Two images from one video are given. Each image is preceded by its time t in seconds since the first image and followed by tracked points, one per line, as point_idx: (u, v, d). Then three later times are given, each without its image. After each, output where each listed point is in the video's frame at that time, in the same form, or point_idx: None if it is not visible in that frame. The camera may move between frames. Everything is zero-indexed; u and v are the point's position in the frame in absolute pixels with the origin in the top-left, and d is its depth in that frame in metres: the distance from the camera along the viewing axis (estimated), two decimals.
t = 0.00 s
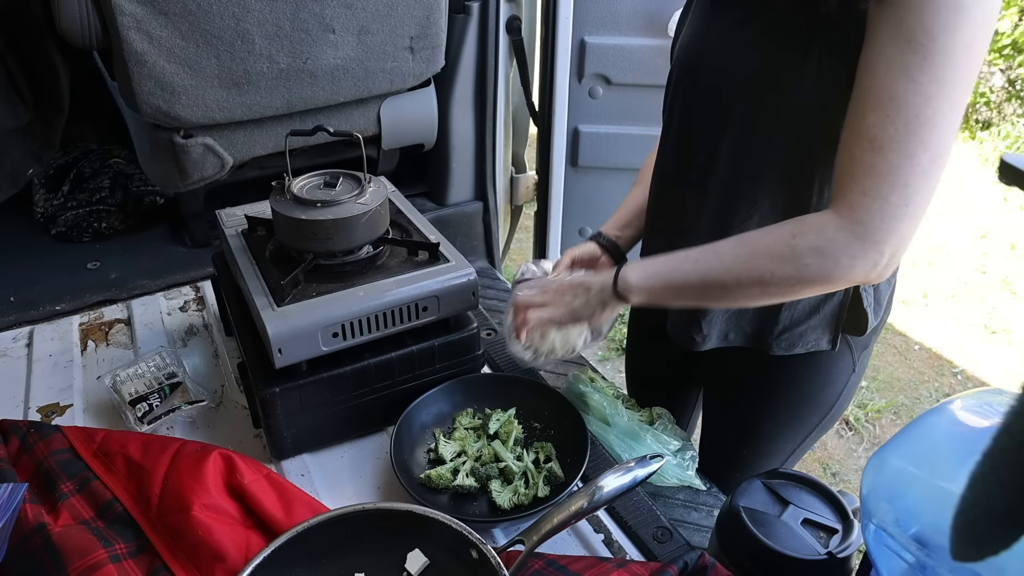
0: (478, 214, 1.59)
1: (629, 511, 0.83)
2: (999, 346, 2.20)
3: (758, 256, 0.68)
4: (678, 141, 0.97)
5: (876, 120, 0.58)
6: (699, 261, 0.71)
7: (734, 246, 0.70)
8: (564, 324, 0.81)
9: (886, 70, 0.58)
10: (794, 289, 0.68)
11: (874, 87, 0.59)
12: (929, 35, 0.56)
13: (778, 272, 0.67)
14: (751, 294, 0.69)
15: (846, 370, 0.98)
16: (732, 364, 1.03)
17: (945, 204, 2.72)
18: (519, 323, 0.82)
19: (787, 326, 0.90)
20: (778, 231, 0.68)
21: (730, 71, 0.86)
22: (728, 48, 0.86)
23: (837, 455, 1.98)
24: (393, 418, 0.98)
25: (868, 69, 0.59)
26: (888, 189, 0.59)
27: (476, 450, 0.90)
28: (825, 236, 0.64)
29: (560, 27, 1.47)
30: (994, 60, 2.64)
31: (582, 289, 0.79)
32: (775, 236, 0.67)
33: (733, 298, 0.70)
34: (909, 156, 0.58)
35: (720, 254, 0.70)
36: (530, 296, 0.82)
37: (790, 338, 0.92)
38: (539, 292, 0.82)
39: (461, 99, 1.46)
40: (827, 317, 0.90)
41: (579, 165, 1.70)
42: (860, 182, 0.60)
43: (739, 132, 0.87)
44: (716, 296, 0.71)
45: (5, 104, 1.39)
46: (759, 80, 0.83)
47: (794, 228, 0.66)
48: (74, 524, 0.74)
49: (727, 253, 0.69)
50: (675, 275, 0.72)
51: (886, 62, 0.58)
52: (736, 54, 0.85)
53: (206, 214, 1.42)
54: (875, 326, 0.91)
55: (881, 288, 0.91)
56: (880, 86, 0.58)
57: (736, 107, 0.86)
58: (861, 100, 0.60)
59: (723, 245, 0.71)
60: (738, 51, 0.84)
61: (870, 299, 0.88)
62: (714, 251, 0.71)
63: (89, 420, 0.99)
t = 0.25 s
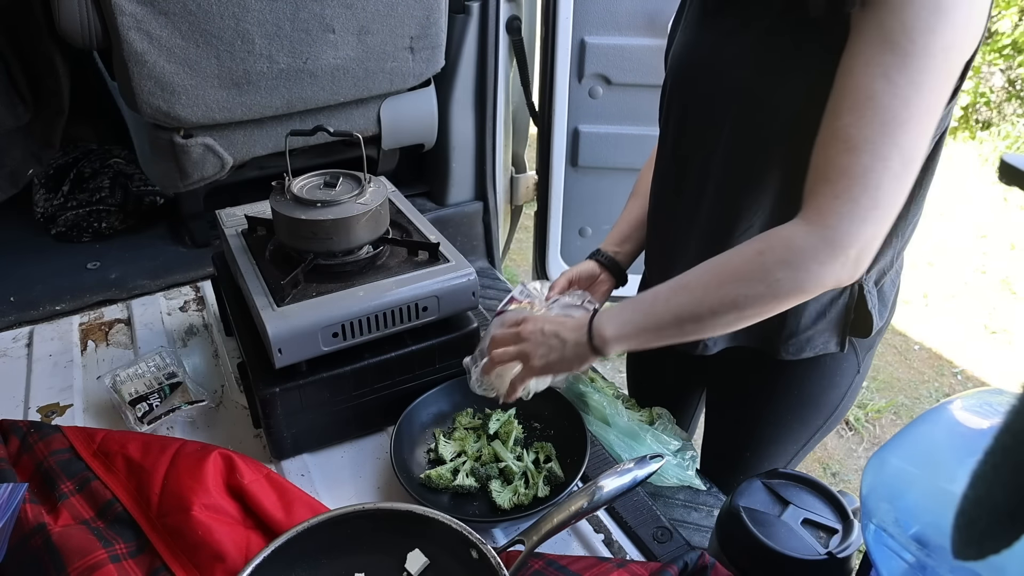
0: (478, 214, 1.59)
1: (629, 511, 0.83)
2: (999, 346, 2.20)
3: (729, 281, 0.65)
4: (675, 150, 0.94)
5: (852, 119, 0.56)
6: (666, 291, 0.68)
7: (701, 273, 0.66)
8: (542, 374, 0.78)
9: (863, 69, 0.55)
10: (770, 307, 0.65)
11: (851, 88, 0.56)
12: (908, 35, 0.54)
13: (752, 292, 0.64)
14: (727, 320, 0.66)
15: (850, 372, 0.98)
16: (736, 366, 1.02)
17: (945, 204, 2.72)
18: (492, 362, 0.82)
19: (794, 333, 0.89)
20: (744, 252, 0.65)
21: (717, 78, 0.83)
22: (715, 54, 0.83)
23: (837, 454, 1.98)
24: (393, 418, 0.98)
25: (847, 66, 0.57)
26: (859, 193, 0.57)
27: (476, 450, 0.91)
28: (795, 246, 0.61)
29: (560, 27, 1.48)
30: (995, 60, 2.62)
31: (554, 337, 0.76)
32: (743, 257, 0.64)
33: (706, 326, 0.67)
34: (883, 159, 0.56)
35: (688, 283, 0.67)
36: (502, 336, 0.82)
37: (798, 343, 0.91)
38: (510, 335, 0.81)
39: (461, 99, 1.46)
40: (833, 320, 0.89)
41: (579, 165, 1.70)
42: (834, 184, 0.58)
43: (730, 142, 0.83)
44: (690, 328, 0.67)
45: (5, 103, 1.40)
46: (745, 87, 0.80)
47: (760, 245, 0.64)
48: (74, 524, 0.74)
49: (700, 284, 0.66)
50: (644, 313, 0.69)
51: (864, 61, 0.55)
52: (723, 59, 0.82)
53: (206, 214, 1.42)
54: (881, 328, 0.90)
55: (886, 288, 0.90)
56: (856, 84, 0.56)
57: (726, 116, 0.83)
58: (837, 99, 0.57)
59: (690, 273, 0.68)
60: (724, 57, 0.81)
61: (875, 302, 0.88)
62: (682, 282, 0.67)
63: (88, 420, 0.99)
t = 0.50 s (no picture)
0: (478, 214, 1.59)
1: (629, 511, 0.83)
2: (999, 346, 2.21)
3: (713, 303, 0.63)
4: (668, 158, 0.94)
5: (830, 132, 0.55)
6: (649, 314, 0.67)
7: (683, 295, 0.65)
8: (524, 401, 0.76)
9: (839, 82, 0.55)
10: (754, 327, 0.64)
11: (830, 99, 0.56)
12: (884, 47, 0.53)
13: (735, 313, 0.63)
14: (715, 341, 0.65)
15: (854, 376, 0.99)
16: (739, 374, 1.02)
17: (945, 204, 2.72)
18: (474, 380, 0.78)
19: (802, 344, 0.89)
20: (725, 271, 0.63)
21: (708, 86, 0.83)
22: (705, 63, 0.82)
23: (837, 454, 1.98)
24: (393, 418, 0.98)
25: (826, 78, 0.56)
26: (838, 206, 0.57)
27: (476, 449, 0.91)
28: (775, 262, 0.60)
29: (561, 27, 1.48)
30: (994, 60, 2.65)
31: (540, 365, 0.74)
32: (723, 278, 0.63)
33: (691, 348, 0.66)
34: (862, 170, 0.55)
35: (672, 304, 0.66)
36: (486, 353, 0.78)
37: (807, 353, 0.91)
38: (494, 354, 0.78)
39: (461, 99, 1.46)
40: (838, 325, 0.89)
41: (579, 165, 1.69)
42: (812, 201, 0.57)
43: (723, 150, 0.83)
44: (675, 352, 0.66)
45: (5, 103, 1.40)
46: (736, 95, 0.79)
47: (741, 264, 0.62)
48: (74, 524, 0.74)
49: (683, 308, 0.65)
50: (629, 338, 0.68)
51: (841, 75, 0.55)
52: (713, 67, 0.82)
53: (206, 214, 1.42)
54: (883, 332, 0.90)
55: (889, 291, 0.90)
56: (833, 97, 0.55)
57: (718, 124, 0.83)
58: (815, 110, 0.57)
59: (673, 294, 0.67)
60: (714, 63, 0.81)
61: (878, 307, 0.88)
62: (665, 306, 0.66)
63: (89, 420, 0.99)
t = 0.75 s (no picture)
0: (478, 214, 1.59)
1: (629, 511, 0.83)
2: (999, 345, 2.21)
3: (690, 332, 0.63)
4: (663, 165, 0.94)
5: (806, 147, 0.55)
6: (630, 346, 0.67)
7: (660, 324, 0.65)
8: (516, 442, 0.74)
9: (817, 97, 0.55)
10: (733, 352, 0.64)
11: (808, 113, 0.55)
12: (860, 61, 0.53)
13: (713, 338, 0.63)
14: (696, 368, 0.65)
15: (855, 380, 0.98)
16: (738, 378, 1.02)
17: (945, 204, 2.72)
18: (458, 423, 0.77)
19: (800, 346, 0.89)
20: (700, 298, 0.63)
21: (697, 95, 0.83)
22: (698, 71, 0.82)
23: (837, 455, 1.98)
24: (393, 418, 0.98)
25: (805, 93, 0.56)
26: (812, 223, 0.56)
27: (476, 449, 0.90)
28: (750, 284, 0.60)
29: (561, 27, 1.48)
30: (994, 60, 2.65)
31: (527, 408, 0.72)
32: (699, 304, 0.63)
33: (670, 376, 0.65)
34: (837, 186, 0.55)
35: (650, 333, 0.65)
36: (471, 396, 0.76)
37: (805, 355, 0.91)
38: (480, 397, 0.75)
39: (461, 99, 1.46)
40: (838, 330, 0.89)
41: (579, 165, 1.69)
42: (786, 222, 0.57)
43: (714, 161, 0.83)
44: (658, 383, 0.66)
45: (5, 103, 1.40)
46: (726, 103, 0.79)
47: (716, 288, 0.62)
48: (74, 524, 0.74)
49: (660, 340, 0.65)
50: (609, 372, 0.67)
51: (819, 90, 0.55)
52: (704, 76, 0.81)
53: (206, 214, 1.42)
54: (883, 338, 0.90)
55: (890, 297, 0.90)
56: (809, 112, 0.55)
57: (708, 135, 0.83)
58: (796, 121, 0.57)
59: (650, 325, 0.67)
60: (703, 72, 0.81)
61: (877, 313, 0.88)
62: (642, 336, 0.66)
63: (89, 420, 0.99)
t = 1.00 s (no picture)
0: (478, 214, 1.59)
1: (629, 511, 0.83)
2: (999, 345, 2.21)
3: (669, 354, 0.62)
4: (660, 171, 0.94)
5: (787, 160, 0.55)
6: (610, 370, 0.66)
7: (638, 345, 0.64)
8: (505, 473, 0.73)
9: (799, 109, 0.54)
10: (713, 371, 0.63)
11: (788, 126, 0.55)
12: (841, 73, 0.53)
13: (693, 358, 0.62)
14: (678, 390, 0.63)
15: (854, 386, 0.98)
16: (737, 382, 1.02)
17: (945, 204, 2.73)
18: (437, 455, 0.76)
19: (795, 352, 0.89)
20: (678, 317, 0.63)
21: (692, 101, 0.82)
22: (694, 77, 0.82)
23: (837, 454, 1.98)
24: (393, 418, 0.98)
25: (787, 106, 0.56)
26: (791, 238, 0.55)
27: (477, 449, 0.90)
28: (728, 300, 0.59)
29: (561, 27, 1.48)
30: (994, 60, 2.66)
31: (512, 437, 0.71)
32: (677, 323, 0.62)
33: (652, 399, 0.64)
34: (817, 201, 0.54)
35: (629, 356, 0.65)
36: (453, 427, 0.76)
37: (801, 360, 0.91)
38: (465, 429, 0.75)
39: (461, 99, 1.46)
40: (837, 336, 0.88)
41: (579, 165, 1.69)
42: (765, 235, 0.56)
43: (708, 168, 0.83)
44: (639, 407, 0.64)
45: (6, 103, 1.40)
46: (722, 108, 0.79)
47: (693, 306, 0.62)
48: (74, 524, 0.74)
49: (640, 363, 0.64)
50: (589, 397, 0.66)
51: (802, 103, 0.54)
52: (700, 80, 0.81)
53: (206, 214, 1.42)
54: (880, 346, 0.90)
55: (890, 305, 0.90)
56: (792, 124, 0.55)
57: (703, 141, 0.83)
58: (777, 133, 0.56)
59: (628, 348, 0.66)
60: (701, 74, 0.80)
61: (874, 321, 0.87)
62: (621, 358, 0.65)
63: (89, 420, 0.99)
